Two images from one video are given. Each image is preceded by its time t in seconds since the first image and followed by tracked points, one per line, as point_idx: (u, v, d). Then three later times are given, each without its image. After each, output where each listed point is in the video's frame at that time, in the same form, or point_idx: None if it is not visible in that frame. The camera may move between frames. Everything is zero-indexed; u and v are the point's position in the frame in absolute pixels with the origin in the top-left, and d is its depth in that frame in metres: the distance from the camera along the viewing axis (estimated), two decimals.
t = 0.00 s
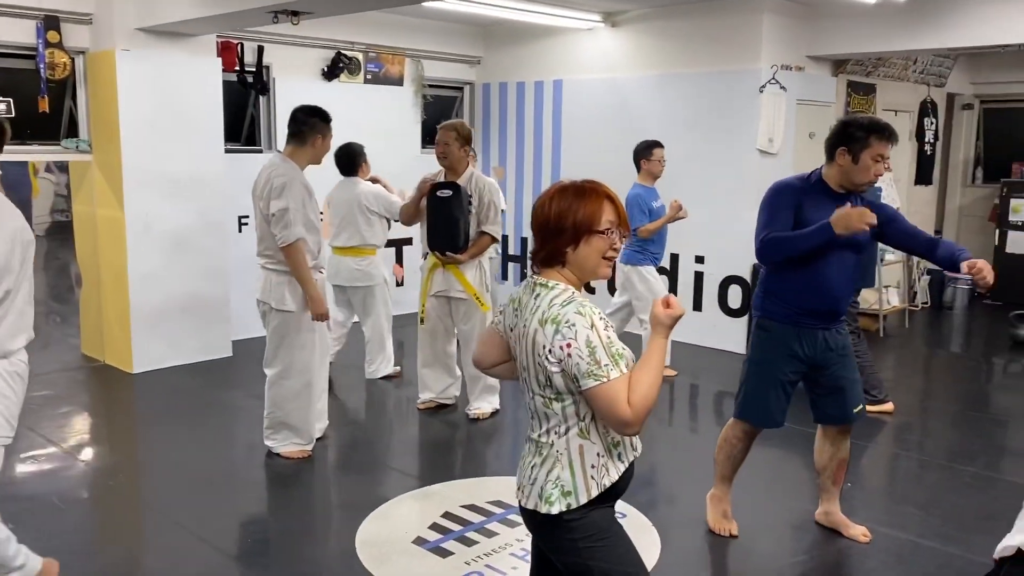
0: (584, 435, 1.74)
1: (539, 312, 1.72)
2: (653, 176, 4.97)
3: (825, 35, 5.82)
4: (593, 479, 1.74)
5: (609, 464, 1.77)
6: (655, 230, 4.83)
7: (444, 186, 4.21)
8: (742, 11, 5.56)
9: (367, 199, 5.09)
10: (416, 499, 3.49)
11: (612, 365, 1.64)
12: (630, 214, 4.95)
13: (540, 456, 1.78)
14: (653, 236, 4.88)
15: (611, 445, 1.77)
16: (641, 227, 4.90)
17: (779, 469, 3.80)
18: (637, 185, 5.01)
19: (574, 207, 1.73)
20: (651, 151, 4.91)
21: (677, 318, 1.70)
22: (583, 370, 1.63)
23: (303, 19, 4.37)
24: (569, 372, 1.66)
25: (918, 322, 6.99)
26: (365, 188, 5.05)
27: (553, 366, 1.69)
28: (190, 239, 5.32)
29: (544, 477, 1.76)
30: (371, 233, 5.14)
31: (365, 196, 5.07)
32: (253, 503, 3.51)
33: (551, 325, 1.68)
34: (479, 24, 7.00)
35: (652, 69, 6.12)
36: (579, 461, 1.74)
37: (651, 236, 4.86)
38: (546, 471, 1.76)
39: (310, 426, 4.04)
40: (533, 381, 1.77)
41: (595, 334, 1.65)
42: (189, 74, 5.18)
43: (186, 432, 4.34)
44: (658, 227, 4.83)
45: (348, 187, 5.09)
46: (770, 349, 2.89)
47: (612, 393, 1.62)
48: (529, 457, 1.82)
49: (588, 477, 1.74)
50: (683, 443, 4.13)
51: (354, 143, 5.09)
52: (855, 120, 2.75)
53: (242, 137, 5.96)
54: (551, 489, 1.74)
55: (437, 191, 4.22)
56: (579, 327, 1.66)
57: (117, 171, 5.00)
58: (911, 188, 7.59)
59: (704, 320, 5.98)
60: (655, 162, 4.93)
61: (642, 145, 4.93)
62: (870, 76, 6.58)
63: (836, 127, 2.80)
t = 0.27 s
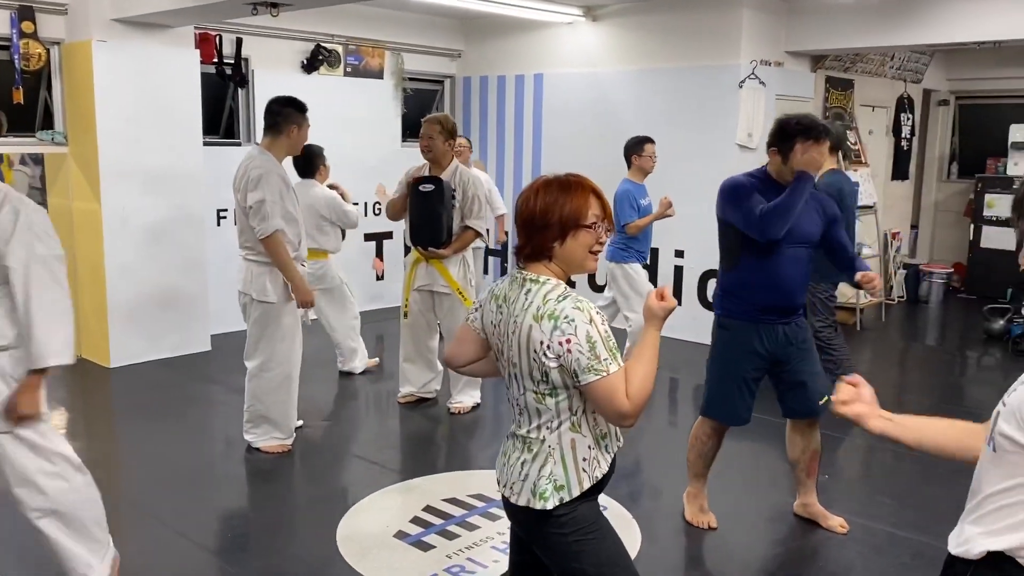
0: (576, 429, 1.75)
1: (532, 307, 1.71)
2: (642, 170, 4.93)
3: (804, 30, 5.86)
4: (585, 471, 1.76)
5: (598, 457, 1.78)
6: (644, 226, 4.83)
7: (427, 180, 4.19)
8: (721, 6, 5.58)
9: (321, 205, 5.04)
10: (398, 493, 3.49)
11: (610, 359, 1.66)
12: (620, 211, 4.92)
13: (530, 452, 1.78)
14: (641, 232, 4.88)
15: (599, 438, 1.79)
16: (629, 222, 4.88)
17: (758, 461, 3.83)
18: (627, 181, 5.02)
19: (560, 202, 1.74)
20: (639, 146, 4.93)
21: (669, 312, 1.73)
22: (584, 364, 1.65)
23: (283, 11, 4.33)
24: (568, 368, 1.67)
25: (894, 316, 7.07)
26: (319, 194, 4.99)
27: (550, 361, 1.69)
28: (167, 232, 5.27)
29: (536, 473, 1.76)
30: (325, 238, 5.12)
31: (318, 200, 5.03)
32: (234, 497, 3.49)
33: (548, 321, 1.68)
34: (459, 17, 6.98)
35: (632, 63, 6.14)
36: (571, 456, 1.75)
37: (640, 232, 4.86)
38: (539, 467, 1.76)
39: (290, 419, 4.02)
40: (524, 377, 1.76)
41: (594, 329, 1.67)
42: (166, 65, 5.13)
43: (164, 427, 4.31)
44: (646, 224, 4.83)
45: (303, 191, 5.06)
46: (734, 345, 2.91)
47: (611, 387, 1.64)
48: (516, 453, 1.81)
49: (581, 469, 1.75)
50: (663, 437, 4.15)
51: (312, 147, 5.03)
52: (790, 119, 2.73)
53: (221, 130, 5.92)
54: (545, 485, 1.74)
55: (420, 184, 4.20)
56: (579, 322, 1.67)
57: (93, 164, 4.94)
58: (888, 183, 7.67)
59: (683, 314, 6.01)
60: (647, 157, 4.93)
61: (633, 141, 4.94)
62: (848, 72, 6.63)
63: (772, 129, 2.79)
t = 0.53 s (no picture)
0: (531, 431, 1.75)
1: (490, 305, 1.75)
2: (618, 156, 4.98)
3: (782, 24, 5.89)
4: (537, 476, 1.75)
5: (554, 464, 1.76)
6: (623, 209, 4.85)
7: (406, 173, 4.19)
8: None
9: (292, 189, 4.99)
10: (377, 486, 3.49)
11: (552, 365, 1.65)
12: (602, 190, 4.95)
13: (493, 446, 1.81)
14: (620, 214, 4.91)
15: (557, 445, 1.77)
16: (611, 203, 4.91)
17: (735, 453, 3.86)
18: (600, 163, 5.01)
19: (536, 196, 1.74)
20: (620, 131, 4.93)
21: (627, 324, 1.62)
22: (523, 367, 1.65)
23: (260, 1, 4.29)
24: (512, 368, 1.68)
25: (870, 309, 7.15)
26: (290, 178, 4.96)
27: (498, 359, 1.72)
28: (143, 224, 5.21)
29: (492, 467, 1.79)
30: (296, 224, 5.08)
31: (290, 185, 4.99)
32: (212, 491, 3.47)
33: (497, 320, 1.71)
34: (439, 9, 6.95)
35: (612, 56, 6.14)
36: (523, 456, 1.75)
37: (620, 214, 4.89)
38: (495, 461, 1.79)
39: (270, 410, 4.01)
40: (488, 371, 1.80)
41: (537, 333, 1.66)
42: (141, 54, 5.07)
43: (140, 420, 4.27)
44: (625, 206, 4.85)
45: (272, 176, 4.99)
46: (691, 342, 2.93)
47: (550, 392, 1.63)
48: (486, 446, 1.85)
49: (533, 472, 1.75)
50: (641, 429, 4.17)
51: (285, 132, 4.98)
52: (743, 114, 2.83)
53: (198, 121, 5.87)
54: (496, 480, 1.77)
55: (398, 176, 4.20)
56: (522, 324, 1.67)
57: (67, 154, 4.87)
58: (864, 177, 7.74)
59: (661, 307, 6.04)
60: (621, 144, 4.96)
61: (613, 125, 4.92)
62: (825, 66, 6.67)
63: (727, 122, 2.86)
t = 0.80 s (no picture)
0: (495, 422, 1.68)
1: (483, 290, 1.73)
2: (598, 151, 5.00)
3: (763, 19, 5.92)
4: (484, 465, 1.66)
5: (502, 465, 1.63)
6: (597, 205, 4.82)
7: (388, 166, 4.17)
8: None
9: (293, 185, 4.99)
10: (359, 479, 3.48)
11: (502, 356, 1.57)
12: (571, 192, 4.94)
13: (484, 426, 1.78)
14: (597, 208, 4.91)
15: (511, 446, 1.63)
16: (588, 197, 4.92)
17: (716, 445, 3.89)
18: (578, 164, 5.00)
19: (537, 196, 1.68)
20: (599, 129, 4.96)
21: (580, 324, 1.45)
22: (478, 353, 1.61)
23: None
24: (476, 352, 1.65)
25: (848, 301, 7.22)
26: (291, 173, 4.96)
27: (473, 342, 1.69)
28: (120, 216, 5.16)
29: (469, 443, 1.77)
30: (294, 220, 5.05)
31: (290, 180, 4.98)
32: (192, 484, 3.45)
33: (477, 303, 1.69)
34: None
35: (594, 49, 6.15)
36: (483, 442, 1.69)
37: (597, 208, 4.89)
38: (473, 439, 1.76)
39: (254, 400, 4.00)
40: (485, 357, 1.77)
41: (494, 321, 1.60)
42: (118, 44, 5.01)
43: (119, 413, 4.23)
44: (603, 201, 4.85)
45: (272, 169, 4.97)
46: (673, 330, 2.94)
47: (497, 383, 1.57)
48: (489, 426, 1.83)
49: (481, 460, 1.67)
50: (622, 420, 4.18)
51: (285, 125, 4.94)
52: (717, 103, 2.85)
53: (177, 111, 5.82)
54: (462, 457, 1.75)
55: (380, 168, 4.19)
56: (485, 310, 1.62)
57: (43, 145, 4.81)
58: (843, 170, 7.81)
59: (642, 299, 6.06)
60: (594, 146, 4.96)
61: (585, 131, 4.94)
62: (805, 61, 6.72)
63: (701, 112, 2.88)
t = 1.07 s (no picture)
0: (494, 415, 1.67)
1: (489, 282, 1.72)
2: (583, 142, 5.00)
3: (746, 13, 5.94)
4: (482, 459, 1.65)
5: (501, 458, 1.63)
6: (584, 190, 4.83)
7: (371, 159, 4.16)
8: None
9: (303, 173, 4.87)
10: (343, 471, 3.47)
11: (507, 353, 1.57)
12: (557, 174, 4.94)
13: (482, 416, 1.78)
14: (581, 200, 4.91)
15: (511, 440, 1.63)
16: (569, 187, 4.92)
17: (698, 436, 3.91)
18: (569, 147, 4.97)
19: (552, 188, 1.68)
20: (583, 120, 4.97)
21: (589, 326, 1.45)
22: (482, 349, 1.60)
23: None
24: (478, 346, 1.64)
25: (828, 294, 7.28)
26: (302, 161, 4.84)
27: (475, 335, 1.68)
28: (100, 206, 5.10)
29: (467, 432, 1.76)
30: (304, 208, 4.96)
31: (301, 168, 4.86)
32: (174, 477, 3.43)
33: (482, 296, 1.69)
34: None
35: (578, 41, 6.15)
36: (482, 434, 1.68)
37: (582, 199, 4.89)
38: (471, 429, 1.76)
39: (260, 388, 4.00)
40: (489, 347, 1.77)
41: (499, 317, 1.59)
42: (98, 32, 4.95)
43: (99, 406, 4.19)
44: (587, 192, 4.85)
45: (281, 156, 4.87)
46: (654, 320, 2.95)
47: (501, 379, 1.56)
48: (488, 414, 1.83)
49: (478, 453, 1.66)
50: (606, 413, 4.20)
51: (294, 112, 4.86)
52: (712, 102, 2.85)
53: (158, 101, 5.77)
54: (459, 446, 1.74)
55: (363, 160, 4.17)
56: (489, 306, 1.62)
57: (21, 133, 4.75)
58: (824, 164, 7.86)
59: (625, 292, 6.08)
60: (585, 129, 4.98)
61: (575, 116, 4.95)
62: (788, 55, 6.75)
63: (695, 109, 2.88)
